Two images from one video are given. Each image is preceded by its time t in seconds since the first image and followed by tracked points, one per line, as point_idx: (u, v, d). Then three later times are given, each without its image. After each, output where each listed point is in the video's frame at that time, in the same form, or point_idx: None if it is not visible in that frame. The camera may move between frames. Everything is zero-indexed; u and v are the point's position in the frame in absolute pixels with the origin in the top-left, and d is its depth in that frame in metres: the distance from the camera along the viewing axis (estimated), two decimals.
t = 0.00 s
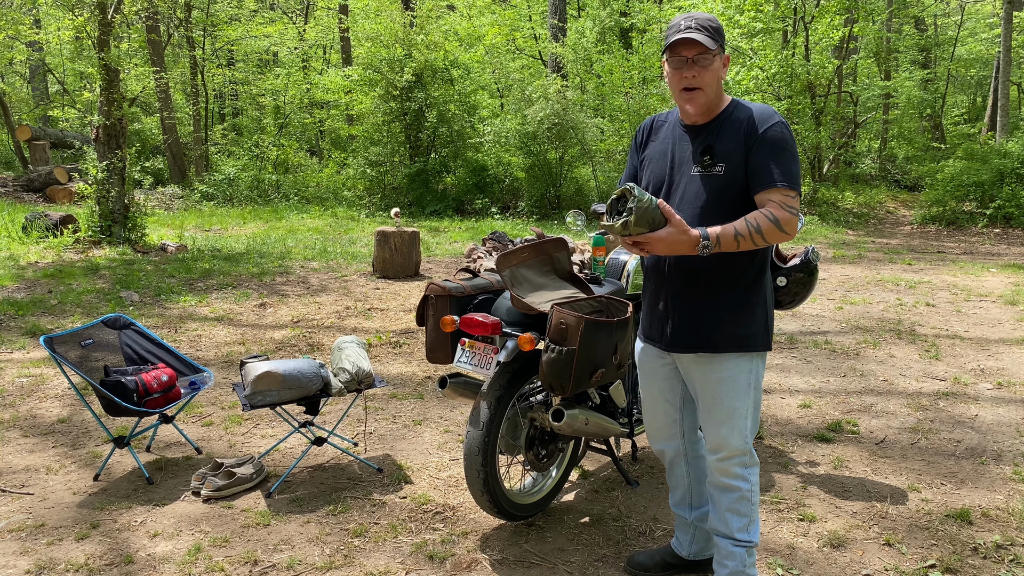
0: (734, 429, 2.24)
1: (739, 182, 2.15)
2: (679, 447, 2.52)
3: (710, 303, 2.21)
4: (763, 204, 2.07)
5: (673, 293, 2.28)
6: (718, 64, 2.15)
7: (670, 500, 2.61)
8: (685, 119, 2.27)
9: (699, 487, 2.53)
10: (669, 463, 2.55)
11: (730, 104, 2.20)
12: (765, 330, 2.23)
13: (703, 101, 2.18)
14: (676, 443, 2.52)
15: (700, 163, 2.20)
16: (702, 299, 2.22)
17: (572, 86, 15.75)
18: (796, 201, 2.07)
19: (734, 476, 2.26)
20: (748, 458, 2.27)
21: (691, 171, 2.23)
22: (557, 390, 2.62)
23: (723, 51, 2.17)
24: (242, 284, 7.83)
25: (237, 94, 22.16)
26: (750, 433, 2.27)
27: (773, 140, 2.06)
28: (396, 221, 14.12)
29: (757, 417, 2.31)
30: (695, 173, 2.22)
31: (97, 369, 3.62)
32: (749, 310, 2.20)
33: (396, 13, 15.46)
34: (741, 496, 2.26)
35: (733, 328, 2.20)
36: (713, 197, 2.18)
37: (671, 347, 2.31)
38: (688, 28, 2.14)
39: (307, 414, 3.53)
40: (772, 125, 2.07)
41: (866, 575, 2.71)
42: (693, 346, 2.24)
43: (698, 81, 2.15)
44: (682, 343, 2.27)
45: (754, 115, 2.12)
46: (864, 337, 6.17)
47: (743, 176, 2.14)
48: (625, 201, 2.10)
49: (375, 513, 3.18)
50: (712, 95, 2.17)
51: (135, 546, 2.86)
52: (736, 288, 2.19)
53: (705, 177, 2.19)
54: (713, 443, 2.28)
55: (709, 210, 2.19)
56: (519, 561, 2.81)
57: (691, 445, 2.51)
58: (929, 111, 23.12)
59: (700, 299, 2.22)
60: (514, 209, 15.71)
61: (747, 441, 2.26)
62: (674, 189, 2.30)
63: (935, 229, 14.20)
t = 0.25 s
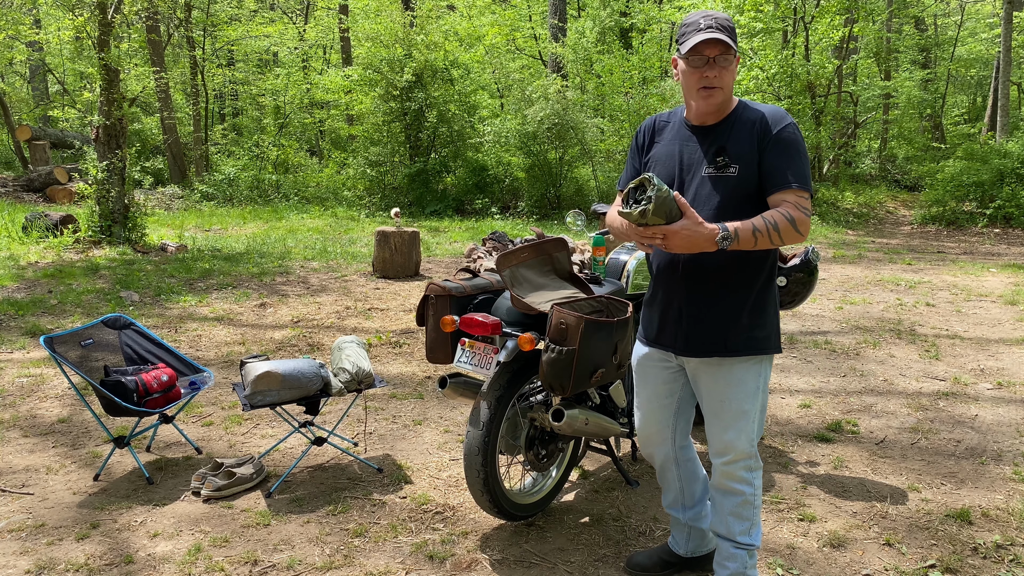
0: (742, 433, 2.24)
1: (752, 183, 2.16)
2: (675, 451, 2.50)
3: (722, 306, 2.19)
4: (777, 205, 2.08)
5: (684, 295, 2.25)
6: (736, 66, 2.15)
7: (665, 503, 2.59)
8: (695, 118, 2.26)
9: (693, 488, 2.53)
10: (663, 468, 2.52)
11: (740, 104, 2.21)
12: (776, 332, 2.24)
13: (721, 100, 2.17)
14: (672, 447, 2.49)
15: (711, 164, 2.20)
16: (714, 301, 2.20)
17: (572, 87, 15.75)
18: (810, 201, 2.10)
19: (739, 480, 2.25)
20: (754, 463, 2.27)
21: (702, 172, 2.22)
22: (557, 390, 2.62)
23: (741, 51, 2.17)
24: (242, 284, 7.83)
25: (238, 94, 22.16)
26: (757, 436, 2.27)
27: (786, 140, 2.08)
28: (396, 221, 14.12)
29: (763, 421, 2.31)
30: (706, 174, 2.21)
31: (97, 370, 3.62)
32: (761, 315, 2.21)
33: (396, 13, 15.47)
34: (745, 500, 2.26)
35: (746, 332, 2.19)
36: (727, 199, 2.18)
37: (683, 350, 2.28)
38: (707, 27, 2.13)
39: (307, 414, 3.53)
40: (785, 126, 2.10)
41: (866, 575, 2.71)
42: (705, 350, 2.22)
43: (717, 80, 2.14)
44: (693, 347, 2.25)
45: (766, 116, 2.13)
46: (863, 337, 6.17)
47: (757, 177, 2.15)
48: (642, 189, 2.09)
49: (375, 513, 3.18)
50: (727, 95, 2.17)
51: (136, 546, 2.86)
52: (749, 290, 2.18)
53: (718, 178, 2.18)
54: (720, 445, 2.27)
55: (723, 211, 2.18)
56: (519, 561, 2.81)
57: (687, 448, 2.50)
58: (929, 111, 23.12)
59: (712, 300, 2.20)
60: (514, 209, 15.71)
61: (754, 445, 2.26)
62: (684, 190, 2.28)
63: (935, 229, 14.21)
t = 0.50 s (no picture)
0: (746, 431, 2.24)
1: (756, 184, 2.17)
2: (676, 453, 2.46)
3: (729, 306, 2.19)
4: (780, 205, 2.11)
5: (690, 296, 2.23)
6: (747, 69, 2.16)
7: (652, 507, 2.52)
8: (698, 120, 2.24)
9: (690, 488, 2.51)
10: (657, 470, 2.46)
11: (740, 106, 2.22)
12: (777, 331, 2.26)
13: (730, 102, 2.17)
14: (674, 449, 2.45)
15: (715, 166, 2.19)
16: (722, 302, 2.19)
17: (572, 86, 15.76)
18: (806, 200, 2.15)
19: (741, 478, 2.24)
20: (755, 461, 2.27)
21: (706, 173, 2.20)
22: (557, 390, 2.61)
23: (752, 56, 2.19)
24: (242, 284, 7.83)
25: (238, 94, 22.16)
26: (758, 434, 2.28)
27: (790, 142, 2.12)
28: (396, 221, 14.12)
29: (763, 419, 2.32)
30: (711, 174, 2.20)
31: (97, 369, 3.62)
32: (765, 315, 2.23)
33: (396, 13, 15.47)
34: (747, 499, 2.25)
35: (752, 332, 2.20)
36: (732, 201, 2.18)
37: (690, 350, 2.25)
38: (727, 26, 2.13)
39: (307, 414, 3.53)
40: (788, 128, 2.13)
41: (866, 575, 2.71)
42: (713, 350, 2.21)
43: (736, 79, 2.14)
44: (702, 347, 2.22)
45: (769, 117, 2.16)
46: (864, 337, 6.17)
47: (759, 178, 2.17)
48: (620, 211, 2.13)
49: (375, 513, 3.18)
50: (734, 97, 2.17)
51: (136, 546, 2.86)
52: (754, 289, 2.20)
53: (723, 178, 2.17)
54: (724, 444, 2.26)
55: (729, 212, 2.18)
56: (519, 561, 2.81)
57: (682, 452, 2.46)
58: (929, 111, 23.12)
59: (719, 301, 2.19)
60: (514, 209, 15.71)
61: (756, 445, 2.26)
62: (685, 190, 2.26)
63: (935, 229, 14.20)
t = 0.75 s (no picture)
0: (742, 423, 2.25)
1: (741, 183, 2.22)
2: (672, 452, 2.43)
3: (726, 300, 2.21)
4: (769, 204, 2.22)
5: (686, 295, 2.22)
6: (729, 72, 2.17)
7: (651, 507, 2.51)
8: (682, 122, 2.23)
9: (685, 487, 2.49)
10: (654, 469, 2.44)
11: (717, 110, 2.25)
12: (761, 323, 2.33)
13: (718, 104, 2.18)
14: (669, 448, 2.43)
15: (704, 167, 2.20)
16: (720, 298, 2.20)
17: (572, 86, 15.75)
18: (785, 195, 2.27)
19: (738, 471, 2.25)
20: (750, 453, 2.27)
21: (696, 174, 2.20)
22: (557, 390, 2.61)
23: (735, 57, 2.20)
24: (242, 284, 7.83)
25: (238, 94, 22.16)
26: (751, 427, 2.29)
27: (771, 142, 2.20)
28: (396, 221, 14.13)
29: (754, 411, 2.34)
30: (700, 176, 2.20)
31: (97, 370, 3.62)
32: (752, 305, 2.28)
33: (396, 13, 15.47)
34: (744, 491, 2.26)
35: (745, 326, 2.24)
36: (723, 201, 2.20)
37: (687, 347, 2.23)
38: (712, 31, 2.14)
39: (307, 414, 3.53)
40: (768, 127, 2.21)
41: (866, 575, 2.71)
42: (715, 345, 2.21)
43: (720, 84, 2.14)
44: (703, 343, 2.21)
45: (749, 117, 2.22)
46: (864, 337, 6.17)
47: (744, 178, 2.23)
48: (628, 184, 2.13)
49: (375, 513, 3.18)
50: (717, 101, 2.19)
51: (136, 546, 2.86)
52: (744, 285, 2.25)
53: (713, 180, 2.19)
54: (721, 438, 2.25)
55: (721, 213, 2.20)
56: (519, 561, 2.81)
57: (681, 449, 2.44)
58: (929, 111, 23.11)
59: (716, 299, 2.20)
60: (514, 209, 15.71)
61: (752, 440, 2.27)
62: (676, 193, 2.23)
63: (935, 229, 14.20)
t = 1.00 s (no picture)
0: (746, 413, 2.30)
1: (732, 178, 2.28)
2: (674, 447, 2.44)
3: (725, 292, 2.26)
4: (761, 201, 2.33)
5: (688, 289, 2.24)
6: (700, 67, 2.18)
7: (654, 504, 2.50)
8: (669, 119, 2.25)
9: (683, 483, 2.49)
10: (658, 462, 2.45)
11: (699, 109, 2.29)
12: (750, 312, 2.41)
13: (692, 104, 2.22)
14: (672, 443, 2.43)
15: (698, 163, 2.22)
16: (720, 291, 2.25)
17: (571, 86, 15.74)
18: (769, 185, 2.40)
19: (744, 459, 2.30)
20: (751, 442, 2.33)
21: (690, 169, 2.22)
22: (557, 390, 2.61)
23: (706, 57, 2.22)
24: (242, 284, 7.83)
25: (238, 94, 22.16)
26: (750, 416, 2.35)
27: (753, 137, 2.30)
28: (396, 221, 14.13)
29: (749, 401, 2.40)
30: (695, 172, 2.22)
31: (97, 370, 3.62)
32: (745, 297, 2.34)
33: (396, 13, 15.47)
34: (748, 479, 2.31)
35: (742, 316, 2.30)
36: (716, 196, 2.24)
37: (691, 341, 2.26)
38: (678, 30, 2.15)
39: (307, 414, 3.53)
40: (750, 125, 2.31)
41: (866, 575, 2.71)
42: (720, 336, 2.24)
43: (686, 80, 2.16)
44: (709, 335, 2.24)
45: (731, 115, 2.29)
46: (864, 337, 6.17)
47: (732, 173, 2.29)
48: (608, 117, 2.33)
49: (375, 514, 3.18)
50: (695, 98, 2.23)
51: (136, 546, 2.86)
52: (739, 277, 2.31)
53: (707, 176, 2.22)
54: (728, 428, 2.29)
55: (716, 207, 2.24)
56: (519, 561, 2.81)
57: (682, 442, 2.45)
58: (929, 111, 23.10)
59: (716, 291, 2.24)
60: (514, 208, 15.70)
61: (752, 424, 2.32)
62: (670, 190, 2.24)
63: (935, 229, 14.19)
